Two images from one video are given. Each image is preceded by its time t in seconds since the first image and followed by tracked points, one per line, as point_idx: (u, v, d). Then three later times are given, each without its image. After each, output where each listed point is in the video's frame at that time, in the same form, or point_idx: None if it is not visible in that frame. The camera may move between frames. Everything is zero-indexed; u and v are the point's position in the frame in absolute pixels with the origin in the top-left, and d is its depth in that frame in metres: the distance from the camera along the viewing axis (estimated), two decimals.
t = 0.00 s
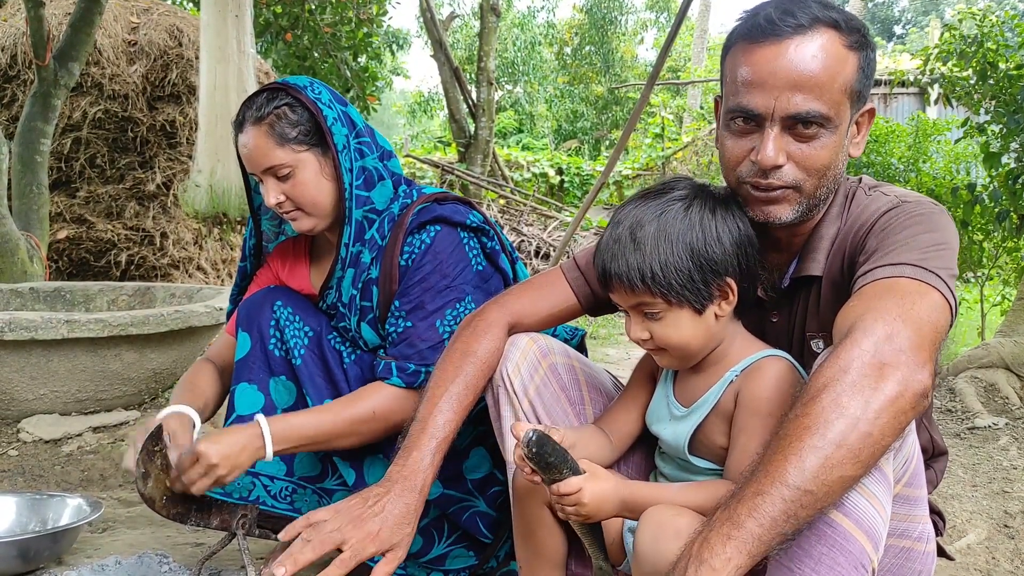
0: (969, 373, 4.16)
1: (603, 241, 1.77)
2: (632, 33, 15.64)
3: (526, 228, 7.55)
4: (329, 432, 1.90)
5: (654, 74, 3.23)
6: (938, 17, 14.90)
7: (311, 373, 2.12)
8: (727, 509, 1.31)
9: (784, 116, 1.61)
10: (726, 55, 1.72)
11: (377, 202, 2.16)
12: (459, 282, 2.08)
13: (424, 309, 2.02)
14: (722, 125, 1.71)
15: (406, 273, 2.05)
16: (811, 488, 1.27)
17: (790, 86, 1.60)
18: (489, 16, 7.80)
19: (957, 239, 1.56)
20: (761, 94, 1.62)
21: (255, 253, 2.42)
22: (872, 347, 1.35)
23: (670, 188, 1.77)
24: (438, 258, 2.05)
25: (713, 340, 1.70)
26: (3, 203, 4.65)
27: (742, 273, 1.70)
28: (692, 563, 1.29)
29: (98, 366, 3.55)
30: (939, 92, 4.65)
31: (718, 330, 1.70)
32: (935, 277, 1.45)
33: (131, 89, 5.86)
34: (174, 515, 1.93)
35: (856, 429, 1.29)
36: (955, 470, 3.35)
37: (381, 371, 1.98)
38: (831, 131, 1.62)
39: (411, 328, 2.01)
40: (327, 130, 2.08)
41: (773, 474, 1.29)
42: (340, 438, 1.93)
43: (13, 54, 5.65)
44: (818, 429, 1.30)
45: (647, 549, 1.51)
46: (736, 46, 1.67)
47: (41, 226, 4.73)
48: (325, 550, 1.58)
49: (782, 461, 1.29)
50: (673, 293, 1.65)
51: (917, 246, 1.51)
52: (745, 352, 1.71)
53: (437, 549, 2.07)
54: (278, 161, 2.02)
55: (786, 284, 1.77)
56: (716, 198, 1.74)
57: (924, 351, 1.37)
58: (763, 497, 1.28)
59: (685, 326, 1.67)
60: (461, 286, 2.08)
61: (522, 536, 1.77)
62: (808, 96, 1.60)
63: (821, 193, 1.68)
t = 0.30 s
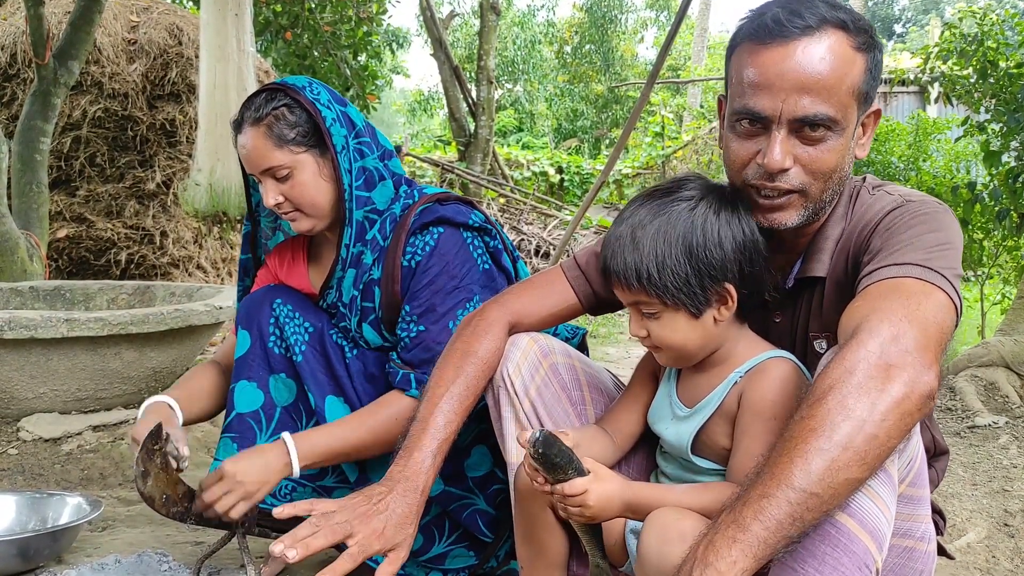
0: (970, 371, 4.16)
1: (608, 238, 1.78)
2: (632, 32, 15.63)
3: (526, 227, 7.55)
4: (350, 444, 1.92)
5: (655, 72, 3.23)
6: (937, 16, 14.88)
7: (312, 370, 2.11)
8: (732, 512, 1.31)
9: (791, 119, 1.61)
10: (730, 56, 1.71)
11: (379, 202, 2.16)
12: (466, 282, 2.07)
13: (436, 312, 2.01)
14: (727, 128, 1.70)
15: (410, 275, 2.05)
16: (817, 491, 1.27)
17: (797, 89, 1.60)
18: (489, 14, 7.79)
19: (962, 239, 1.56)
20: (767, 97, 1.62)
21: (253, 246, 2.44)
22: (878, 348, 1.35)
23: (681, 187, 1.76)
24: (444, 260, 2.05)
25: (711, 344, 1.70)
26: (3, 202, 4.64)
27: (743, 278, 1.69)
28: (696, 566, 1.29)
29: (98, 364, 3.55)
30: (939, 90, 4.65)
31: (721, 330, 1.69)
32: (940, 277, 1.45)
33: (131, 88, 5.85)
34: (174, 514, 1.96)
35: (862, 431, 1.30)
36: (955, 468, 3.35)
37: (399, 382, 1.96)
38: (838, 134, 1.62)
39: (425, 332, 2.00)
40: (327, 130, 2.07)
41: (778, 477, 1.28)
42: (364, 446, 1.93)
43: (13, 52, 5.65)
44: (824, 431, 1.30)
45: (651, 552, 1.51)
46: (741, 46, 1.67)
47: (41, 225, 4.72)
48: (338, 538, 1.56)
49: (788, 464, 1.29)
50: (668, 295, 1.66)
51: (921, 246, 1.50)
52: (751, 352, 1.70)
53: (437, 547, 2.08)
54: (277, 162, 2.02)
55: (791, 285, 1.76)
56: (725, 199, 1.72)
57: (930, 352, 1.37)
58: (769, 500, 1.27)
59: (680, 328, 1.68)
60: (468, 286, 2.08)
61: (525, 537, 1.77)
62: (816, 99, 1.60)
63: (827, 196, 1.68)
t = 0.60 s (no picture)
0: (970, 370, 4.16)
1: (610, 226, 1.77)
2: (632, 31, 15.61)
3: (526, 226, 7.55)
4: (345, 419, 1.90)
5: (655, 71, 3.22)
6: (937, 15, 14.88)
7: (312, 369, 2.11)
8: (732, 511, 1.31)
9: (800, 117, 1.61)
10: (737, 53, 1.71)
11: (380, 200, 2.15)
12: (468, 276, 2.08)
13: (435, 305, 2.01)
14: (735, 127, 1.70)
15: (411, 271, 2.05)
16: (817, 490, 1.27)
17: (806, 87, 1.60)
18: (489, 13, 7.79)
19: (966, 239, 1.56)
20: (776, 96, 1.61)
21: (255, 243, 2.42)
22: (881, 348, 1.35)
23: (689, 184, 1.73)
24: (444, 254, 2.06)
25: (705, 342, 1.70)
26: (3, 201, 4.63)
27: (733, 284, 1.66)
28: (696, 564, 1.29)
29: (97, 364, 3.55)
30: (939, 89, 4.64)
31: (721, 328, 1.70)
32: (944, 278, 1.45)
33: (131, 87, 5.85)
34: (173, 512, 1.95)
35: (864, 430, 1.29)
36: (956, 467, 3.34)
37: (399, 365, 1.96)
38: (847, 132, 1.62)
39: (424, 323, 2.00)
40: (327, 129, 2.07)
41: (779, 476, 1.28)
42: (362, 420, 1.91)
43: (13, 51, 5.66)
44: (825, 430, 1.30)
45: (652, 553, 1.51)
46: (748, 45, 1.67)
47: (41, 224, 4.72)
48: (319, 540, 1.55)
49: (788, 463, 1.28)
50: (652, 291, 1.66)
51: (926, 247, 1.50)
52: (745, 350, 1.70)
53: (437, 546, 2.08)
54: (277, 161, 2.02)
55: (794, 284, 1.76)
56: (731, 200, 1.69)
57: (933, 352, 1.36)
58: (769, 499, 1.27)
59: (663, 323, 1.68)
60: (470, 281, 2.08)
61: (525, 537, 1.76)
62: (824, 97, 1.60)
63: (835, 194, 1.68)
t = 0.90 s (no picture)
0: (970, 370, 4.16)
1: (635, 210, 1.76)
2: (632, 31, 15.61)
3: (525, 226, 7.56)
4: (341, 420, 1.90)
5: (655, 71, 3.22)
6: (937, 15, 14.89)
7: (309, 370, 2.11)
8: (727, 507, 1.31)
9: (807, 108, 1.61)
10: (744, 47, 1.72)
11: (377, 200, 2.15)
12: (465, 277, 2.08)
13: (432, 307, 2.01)
14: (741, 117, 1.70)
15: (407, 273, 2.05)
16: (812, 486, 1.27)
17: (813, 78, 1.60)
18: (489, 13, 7.78)
19: (964, 240, 1.56)
20: (783, 86, 1.62)
21: (251, 244, 2.43)
22: (877, 345, 1.34)
23: (719, 182, 1.70)
24: (441, 255, 2.05)
25: (704, 337, 1.70)
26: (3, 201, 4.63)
27: (739, 289, 1.65)
28: (691, 560, 1.29)
29: (97, 363, 3.55)
30: (939, 89, 4.64)
31: (719, 328, 1.69)
32: (941, 277, 1.45)
33: (131, 87, 5.85)
34: (172, 513, 1.94)
35: (859, 427, 1.29)
36: (955, 468, 3.34)
37: (394, 368, 1.97)
38: (852, 125, 1.63)
39: (422, 325, 1.99)
40: (326, 129, 2.07)
41: (774, 472, 1.28)
42: (355, 423, 1.91)
43: (13, 51, 5.65)
44: (821, 426, 1.29)
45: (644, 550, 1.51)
46: (757, 36, 1.67)
47: (40, 224, 4.72)
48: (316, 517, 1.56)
49: (784, 459, 1.28)
50: (659, 281, 1.66)
51: (924, 246, 1.50)
52: (740, 351, 1.70)
53: (435, 547, 2.07)
54: (275, 161, 2.02)
55: (793, 283, 1.76)
56: (752, 205, 1.68)
57: (928, 351, 1.36)
58: (764, 495, 1.27)
59: (664, 314, 1.69)
60: (467, 282, 2.08)
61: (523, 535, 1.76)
62: (831, 88, 1.60)
63: (837, 189, 1.68)
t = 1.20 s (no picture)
0: (969, 370, 4.17)
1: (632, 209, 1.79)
2: (632, 31, 15.62)
3: (526, 226, 7.56)
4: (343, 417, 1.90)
5: (655, 71, 3.22)
6: (937, 15, 14.90)
7: (312, 370, 2.11)
8: (711, 496, 1.31)
9: (785, 109, 1.61)
10: (740, 49, 1.73)
11: (380, 200, 2.16)
12: (467, 278, 2.08)
13: (436, 307, 2.01)
14: (731, 117, 1.71)
15: (411, 271, 2.05)
16: (795, 478, 1.27)
17: (793, 79, 1.60)
18: (489, 13, 7.78)
19: (962, 240, 1.56)
20: (764, 86, 1.62)
21: (254, 244, 2.44)
22: (865, 341, 1.34)
23: (714, 183, 1.72)
24: (444, 256, 2.05)
25: (697, 333, 1.70)
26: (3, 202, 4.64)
27: (730, 287, 1.66)
28: (674, 547, 1.29)
29: (97, 364, 3.55)
30: (939, 89, 4.64)
31: (715, 324, 1.70)
32: (934, 277, 1.45)
33: (131, 87, 5.83)
34: (173, 513, 2.01)
35: (843, 421, 1.29)
36: (955, 468, 3.35)
37: (399, 368, 1.97)
38: (835, 126, 1.62)
39: (426, 326, 1.99)
40: (329, 129, 2.07)
41: (758, 462, 1.28)
42: (361, 421, 1.92)
43: (13, 51, 5.64)
44: (805, 419, 1.29)
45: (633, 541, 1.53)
46: (747, 40, 1.69)
47: (40, 224, 4.72)
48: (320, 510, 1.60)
49: (768, 450, 1.28)
50: (652, 277, 1.67)
51: (920, 246, 1.51)
52: (737, 350, 1.70)
53: (436, 546, 2.07)
54: (279, 161, 2.02)
55: (791, 282, 1.76)
56: (747, 204, 1.69)
57: (917, 348, 1.36)
58: (747, 485, 1.27)
59: (658, 310, 1.70)
60: (469, 282, 2.09)
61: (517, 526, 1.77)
62: (810, 89, 1.60)
63: (824, 189, 1.67)
